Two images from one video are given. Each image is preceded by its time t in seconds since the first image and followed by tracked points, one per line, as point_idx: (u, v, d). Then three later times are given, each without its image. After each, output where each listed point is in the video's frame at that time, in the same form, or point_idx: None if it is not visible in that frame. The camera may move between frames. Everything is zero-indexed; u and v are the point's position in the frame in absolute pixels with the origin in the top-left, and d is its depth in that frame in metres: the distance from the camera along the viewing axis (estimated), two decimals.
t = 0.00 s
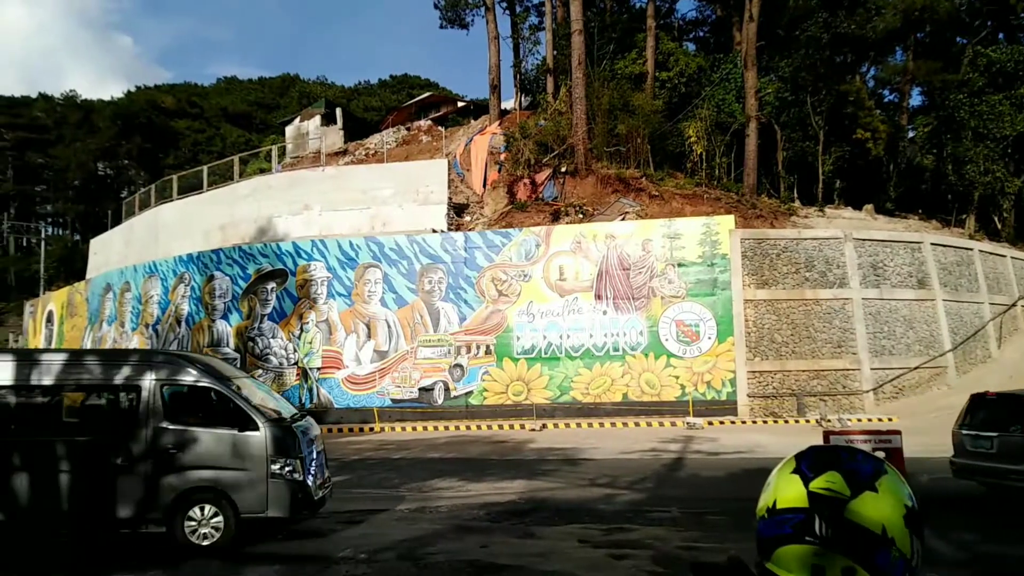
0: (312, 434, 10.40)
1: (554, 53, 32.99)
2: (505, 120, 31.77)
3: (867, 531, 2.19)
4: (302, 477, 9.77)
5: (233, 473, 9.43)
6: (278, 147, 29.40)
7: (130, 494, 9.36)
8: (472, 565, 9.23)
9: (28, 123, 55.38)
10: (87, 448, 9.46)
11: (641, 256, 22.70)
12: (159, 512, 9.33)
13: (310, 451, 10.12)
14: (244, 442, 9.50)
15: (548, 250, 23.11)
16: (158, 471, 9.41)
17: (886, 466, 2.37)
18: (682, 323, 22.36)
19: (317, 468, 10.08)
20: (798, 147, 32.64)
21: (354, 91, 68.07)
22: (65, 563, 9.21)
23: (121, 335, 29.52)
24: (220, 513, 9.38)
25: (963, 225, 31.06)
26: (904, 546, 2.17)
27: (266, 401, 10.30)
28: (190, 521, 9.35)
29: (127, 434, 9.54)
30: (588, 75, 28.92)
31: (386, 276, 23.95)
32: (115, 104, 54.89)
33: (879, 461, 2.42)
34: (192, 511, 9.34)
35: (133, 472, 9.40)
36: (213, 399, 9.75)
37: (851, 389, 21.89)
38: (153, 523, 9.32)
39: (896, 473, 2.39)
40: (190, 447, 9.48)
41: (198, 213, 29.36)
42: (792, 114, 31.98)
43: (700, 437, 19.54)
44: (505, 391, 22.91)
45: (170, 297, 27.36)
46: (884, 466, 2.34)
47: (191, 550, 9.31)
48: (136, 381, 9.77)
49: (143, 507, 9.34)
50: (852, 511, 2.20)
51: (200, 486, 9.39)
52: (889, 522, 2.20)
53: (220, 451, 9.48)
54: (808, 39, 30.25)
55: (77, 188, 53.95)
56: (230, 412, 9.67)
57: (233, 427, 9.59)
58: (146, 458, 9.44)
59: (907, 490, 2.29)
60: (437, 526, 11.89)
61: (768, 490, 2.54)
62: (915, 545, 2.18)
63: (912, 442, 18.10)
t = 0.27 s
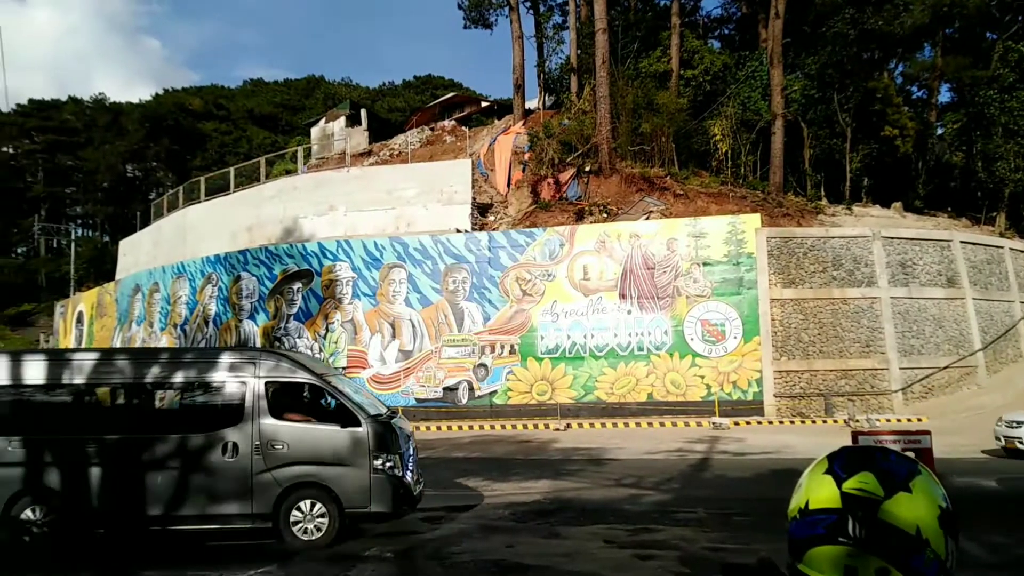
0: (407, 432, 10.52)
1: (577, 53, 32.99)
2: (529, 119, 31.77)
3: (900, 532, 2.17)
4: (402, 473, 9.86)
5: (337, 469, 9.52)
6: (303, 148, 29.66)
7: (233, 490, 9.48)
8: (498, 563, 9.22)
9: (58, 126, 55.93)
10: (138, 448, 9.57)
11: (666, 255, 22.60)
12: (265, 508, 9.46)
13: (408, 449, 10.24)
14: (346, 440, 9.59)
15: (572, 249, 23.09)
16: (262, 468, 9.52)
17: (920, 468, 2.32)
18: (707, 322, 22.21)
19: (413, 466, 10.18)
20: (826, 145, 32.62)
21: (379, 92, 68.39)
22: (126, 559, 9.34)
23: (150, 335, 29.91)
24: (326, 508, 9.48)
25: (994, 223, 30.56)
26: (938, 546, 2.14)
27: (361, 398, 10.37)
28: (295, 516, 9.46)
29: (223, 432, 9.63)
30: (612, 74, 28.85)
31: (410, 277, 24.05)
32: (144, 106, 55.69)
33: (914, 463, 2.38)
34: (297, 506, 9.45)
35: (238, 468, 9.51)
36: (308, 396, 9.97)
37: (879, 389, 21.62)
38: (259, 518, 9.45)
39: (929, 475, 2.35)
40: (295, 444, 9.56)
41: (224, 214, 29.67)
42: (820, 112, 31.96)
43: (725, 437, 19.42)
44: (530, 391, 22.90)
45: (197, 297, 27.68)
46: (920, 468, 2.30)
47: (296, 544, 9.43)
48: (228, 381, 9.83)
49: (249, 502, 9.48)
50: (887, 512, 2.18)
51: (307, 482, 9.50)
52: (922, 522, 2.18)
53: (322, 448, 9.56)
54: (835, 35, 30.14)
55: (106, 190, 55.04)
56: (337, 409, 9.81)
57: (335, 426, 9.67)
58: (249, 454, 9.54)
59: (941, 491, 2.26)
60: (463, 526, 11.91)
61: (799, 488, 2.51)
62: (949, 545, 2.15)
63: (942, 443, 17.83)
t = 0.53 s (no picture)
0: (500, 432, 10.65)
1: (601, 51, 32.93)
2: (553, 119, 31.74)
3: (933, 533, 2.60)
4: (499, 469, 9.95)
5: (436, 464, 9.62)
6: (329, 150, 29.93)
7: (332, 485, 9.60)
8: (520, 556, 9.26)
9: (88, 129, 57.39)
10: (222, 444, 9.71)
11: (691, 254, 22.51)
12: (368, 502, 9.60)
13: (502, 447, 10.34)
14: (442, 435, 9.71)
15: (596, 248, 23.08)
16: (362, 464, 9.62)
17: (950, 468, 2.72)
18: (733, 321, 22.08)
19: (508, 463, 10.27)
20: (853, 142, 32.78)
21: (404, 93, 68.58)
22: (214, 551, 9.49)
23: (178, 334, 30.33)
24: (425, 503, 9.57)
25: None
26: (969, 545, 2.57)
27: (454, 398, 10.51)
28: (396, 512, 9.54)
29: (319, 429, 9.74)
30: (636, 73, 28.74)
31: (435, 276, 24.15)
32: (173, 108, 56.58)
33: (948, 462, 2.77)
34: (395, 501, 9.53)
35: (337, 463, 9.63)
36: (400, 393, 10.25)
37: (908, 389, 21.37)
38: (362, 512, 9.60)
39: (962, 474, 2.75)
40: (392, 441, 9.66)
41: (252, 215, 30.01)
42: (847, 109, 31.86)
43: (751, 437, 19.30)
44: (554, 390, 22.90)
45: (225, 297, 28.02)
46: (950, 469, 2.70)
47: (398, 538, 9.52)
48: (319, 378, 9.95)
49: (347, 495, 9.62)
50: (918, 515, 2.62)
51: (405, 477, 9.60)
52: (953, 523, 2.59)
53: (418, 444, 9.67)
54: (863, 32, 30.30)
55: (135, 192, 56.25)
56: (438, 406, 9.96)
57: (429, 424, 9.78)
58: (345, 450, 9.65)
59: (971, 490, 2.64)
60: (488, 523, 11.95)
61: (837, 484, 2.97)
62: (979, 541, 2.58)
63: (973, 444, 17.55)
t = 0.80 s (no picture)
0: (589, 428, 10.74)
1: (625, 50, 32.89)
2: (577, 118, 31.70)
3: (971, 537, 2.49)
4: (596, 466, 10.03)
5: (535, 462, 9.68)
6: (354, 150, 30.26)
7: (433, 482, 9.65)
8: (547, 553, 9.29)
9: (118, 131, 57.07)
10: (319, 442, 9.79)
11: (716, 253, 22.39)
12: (468, 498, 9.64)
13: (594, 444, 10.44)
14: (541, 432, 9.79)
15: (621, 247, 23.06)
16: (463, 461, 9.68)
17: (985, 471, 2.62)
18: (759, 321, 21.93)
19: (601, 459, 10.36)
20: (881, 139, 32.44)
21: (427, 94, 68.79)
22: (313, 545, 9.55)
23: (207, 334, 30.69)
24: (525, 500, 9.63)
25: None
26: (1006, 548, 2.47)
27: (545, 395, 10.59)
28: (497, 506, 9.61)
29: (417, 427, 9.78)
30: (660, 71, 28.65)
31: (459, 276, 24.24)
32: (201, 111, 57.44)
33: (980, 465, 2.68)
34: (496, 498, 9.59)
35: (436, 461, 9.67)
36: (485, 391, 10.24)
37: (937, 389, 21.11)
38: (461, 507, 9.64)
39: (995, 477, 2.66)
40: (491, 438, 9.72)
41: (278, 216, 30.32)
42: (874, 106, 31.61)
43: (777, 437, 19.17)
44: (578, 390, 22.93)
45: (252, 297, 28.32)
46: (985, 472, 2.60)
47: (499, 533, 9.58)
48: (412, 375, 9.98)
49: (445, 492, 9.67)
50: (954, 516, 2.50)
51: (506, 474, 9.65)
52: (990, 527, 2.49)
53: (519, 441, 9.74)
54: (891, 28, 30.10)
55: (164, 194, 57.43)
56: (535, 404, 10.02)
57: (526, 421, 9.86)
58: (444, 445, 9.71)
59: (1007, 493, 2.55)
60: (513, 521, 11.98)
61: (865, 487, 2.85)
62: (1015, 547, 2.49)
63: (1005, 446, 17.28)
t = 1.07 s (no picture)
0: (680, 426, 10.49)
1: (649, 48, 32.80)
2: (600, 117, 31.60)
3: (1009, 541, 2.70)
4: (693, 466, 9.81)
5: (639, 467, 9.44)
6: (379, 150, 30.39)
7: (533, 483, 9.45)
8: (576, 548, 9.27)
9: (147, 133, 58.62)
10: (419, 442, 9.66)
11: (741, 252, 22.26)
12: (568, 498, 9.41)
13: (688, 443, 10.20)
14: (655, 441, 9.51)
15: (644, 247, 23.01)
16: (563, 463, 9.46)
17: None
18: (785, 320, 21.75)
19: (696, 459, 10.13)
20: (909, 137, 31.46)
21: (450, 94, 68.93)
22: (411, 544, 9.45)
23: (234, 333, 30.99)
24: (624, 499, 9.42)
25: None
26: None
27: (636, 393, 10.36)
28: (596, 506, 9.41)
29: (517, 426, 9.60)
30: (685, 69, 28.49)
31: (483, 275, 24.31)
32: (228, 113, 58.12)
33: (1016, 465, 2.91)
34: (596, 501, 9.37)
35: (533, 460, 9.48)
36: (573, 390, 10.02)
37: (967, 388, 20.81)
38: (561, 508, 9.41)
39: None
40: (593, 440, 9.48)
41: (303, 216, 30.59)
42: (901, 103, 31.04)
43: (804, 438, 18.99)
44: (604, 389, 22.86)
45: (279, 297, 28.57)
46: (1023, 474, 2.84)
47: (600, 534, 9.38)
48: (515, 375, 9.80)
49: (540, 492, 9.45)
50: (996, 521, 2.71)
51: (608, 476, 9.43)
52: None
53: (618, 441, 9.50)
54: (918, 24, 29.70)
55: (192, 195, 58.16)
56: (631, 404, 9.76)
57: (629, 424, 9.59)
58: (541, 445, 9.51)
59: None
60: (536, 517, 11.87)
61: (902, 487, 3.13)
62: None
63: None
